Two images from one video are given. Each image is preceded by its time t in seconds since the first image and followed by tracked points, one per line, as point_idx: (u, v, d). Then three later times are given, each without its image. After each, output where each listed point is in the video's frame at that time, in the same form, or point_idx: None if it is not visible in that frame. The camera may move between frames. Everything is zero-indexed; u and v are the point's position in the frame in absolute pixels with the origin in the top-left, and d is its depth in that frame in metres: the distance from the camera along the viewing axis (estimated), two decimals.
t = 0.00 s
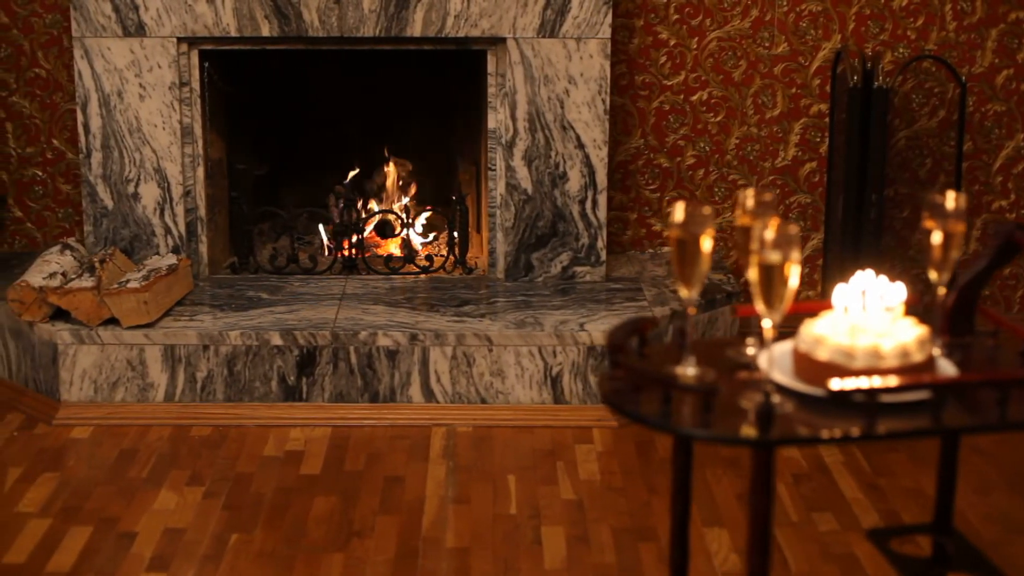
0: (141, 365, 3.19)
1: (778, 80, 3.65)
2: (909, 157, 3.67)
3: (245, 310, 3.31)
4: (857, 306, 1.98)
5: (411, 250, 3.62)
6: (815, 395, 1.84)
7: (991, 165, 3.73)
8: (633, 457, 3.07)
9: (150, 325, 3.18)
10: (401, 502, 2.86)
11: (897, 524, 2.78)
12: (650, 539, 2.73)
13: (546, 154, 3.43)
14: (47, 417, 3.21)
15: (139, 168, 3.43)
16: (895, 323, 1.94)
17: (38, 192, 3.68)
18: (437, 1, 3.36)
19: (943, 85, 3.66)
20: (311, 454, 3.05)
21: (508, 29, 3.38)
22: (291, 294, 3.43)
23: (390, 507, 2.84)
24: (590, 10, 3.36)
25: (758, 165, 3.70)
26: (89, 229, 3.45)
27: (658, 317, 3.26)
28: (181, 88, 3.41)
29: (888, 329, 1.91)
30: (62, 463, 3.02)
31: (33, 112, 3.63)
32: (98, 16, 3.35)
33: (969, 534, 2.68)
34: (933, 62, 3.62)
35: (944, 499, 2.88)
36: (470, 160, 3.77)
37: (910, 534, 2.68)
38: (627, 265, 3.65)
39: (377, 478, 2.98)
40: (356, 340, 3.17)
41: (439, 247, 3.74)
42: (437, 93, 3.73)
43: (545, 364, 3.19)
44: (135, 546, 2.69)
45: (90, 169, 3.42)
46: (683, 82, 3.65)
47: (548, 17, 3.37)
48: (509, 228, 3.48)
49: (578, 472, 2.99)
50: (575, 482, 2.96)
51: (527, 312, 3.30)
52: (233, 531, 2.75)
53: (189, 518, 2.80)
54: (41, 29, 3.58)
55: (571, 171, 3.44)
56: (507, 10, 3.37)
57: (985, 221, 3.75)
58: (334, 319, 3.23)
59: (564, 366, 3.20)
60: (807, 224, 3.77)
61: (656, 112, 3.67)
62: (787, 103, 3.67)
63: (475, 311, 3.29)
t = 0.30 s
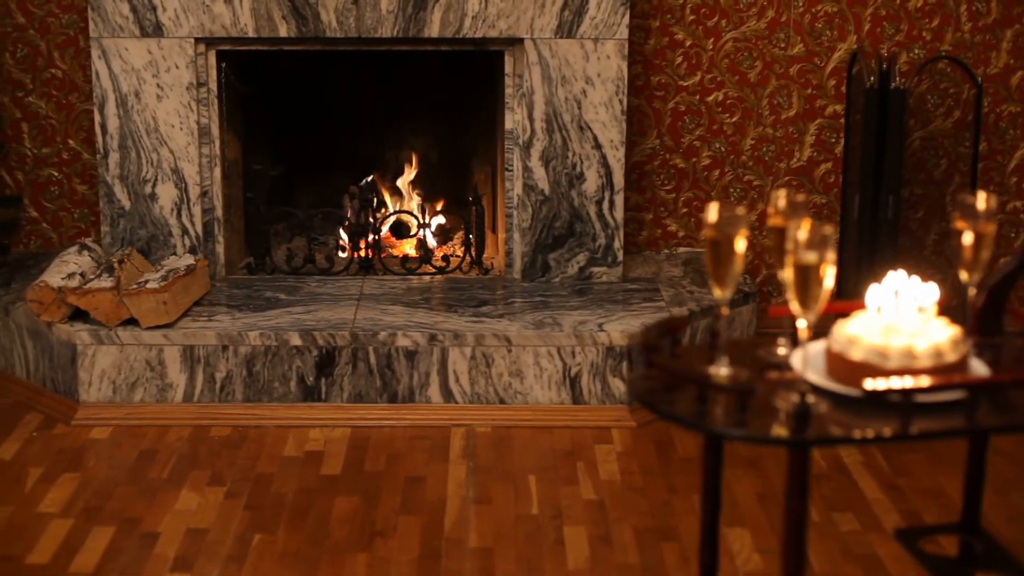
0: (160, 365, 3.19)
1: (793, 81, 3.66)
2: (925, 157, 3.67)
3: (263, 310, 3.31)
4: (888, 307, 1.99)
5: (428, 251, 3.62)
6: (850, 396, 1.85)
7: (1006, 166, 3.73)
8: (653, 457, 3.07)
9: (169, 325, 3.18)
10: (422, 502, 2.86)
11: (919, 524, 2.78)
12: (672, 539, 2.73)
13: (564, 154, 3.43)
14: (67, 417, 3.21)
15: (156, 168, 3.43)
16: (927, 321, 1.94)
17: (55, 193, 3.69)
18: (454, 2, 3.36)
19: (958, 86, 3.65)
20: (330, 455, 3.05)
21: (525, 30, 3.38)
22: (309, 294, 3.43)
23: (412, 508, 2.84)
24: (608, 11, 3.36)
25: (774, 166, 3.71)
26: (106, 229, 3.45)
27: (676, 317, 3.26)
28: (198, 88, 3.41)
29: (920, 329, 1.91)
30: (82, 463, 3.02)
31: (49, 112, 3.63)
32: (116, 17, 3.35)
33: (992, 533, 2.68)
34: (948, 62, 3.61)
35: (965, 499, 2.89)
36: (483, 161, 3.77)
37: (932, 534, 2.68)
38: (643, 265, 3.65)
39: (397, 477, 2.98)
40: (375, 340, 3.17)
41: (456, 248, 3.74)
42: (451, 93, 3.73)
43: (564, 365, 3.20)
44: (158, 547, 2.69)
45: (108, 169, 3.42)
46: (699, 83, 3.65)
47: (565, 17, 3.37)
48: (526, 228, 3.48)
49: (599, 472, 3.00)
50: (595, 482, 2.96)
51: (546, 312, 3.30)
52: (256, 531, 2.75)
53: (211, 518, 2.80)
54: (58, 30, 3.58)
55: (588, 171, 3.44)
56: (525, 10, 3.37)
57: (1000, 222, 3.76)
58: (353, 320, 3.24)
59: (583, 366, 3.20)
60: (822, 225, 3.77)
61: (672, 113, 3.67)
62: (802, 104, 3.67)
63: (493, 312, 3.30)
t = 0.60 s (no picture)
0: (177, 365, 3.19)
1: (807, 81, 3.66)
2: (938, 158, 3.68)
3: (279, 311, 3.31)
4: (917, 306, 1.99)
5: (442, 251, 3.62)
6: (882, 396, 1.85)
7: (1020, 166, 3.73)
8: (671, 457, 3.07)
9: (186, 325, 3.19)
10: (442, 502, 2.87)
11: (939, 524, 2.78)
12: (692, 539, 2.73)
13: (579, 155, 3.43)
14: (83, 417, 3.21)
15: (172, 168, 3.43)
16: (956, 319, 1.94)
17: (68, 193, 3.69)
18: (470, 2, 3.36)
19: (972, 87, 3.65)
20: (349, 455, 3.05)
21: (541, 30, 3.38)
22: (324, 294, 3.43)
23: (431, 507, 2.85)
24: (623, 11, 3.36)
25: (787, 166, 3.71)
26: (121, 229, 3.45)
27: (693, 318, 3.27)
28: (214, 88, 3.41)
29: (949, 328, 1.91)
30: (100, 463, 3.02)
31: (63, 112, 3.63)
32: (131, 17, 3.35)
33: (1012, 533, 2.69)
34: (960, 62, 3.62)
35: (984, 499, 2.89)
36: (497, 161, 3.77)
37: (952, 534, 2.69)
38: (658, 266, 3.66)
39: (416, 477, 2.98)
40: (392, 340, 3.17)
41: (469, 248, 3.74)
42: (465, 93, 3.73)
43: (580, 365, 3.20)
44: (179, 546, 2.69)
45: (123, 169, 3.42)
46: (713, 83, 3.66)
47: (581, 17, 3.37)
48: (541, 229, 3.48)
49: (617, 472, 3.00)
50: (613, 482, 2.96)
51: (562, 312, 3.31)
52: (276, 531, 2.75)
53: (231, 518, 2.80)
54: (72, 30, 3.58)
55: (603, 171, 3.44)
56: (541, 10, 3.37)
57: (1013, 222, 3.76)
58: (369, 320, 3.24)
59: (599, 366, 3.20)
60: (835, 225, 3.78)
61: (686, 112, 3.67)
62: (816, 104, 3.68)
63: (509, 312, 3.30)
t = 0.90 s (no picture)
0: (198, 365, 3.19)
1: (824, 82, 3.66)
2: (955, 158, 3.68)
3: (300, 311, 3.31)
4: (953, 306, 1.99)
5: (460, 251, 3.62)
6: (920, 396, 1.85)
7: None
8: (693, 456, 3.08)
9: (207, 326, 3.19)
10: (466, 502, 2.87)
11: (962, 524, 2.79)
12: (717, 539, 2.74)
13: (598, 155, 3.43)
14: (104, 417, 3.21)
15: (191, 168, 3.43)
16: (992, 318, 1.94)
17: (86, 193, 3.69)
18: (490, 2, 3.36)
19: (988, 87, 3.66)
20: (372, 455, 3.05)
21: (560, 31, 3.38)
22: (344, 294, 3.43)
23: (456, 507, 2.85)
24: (642, 11, 3.37)
25: (804, 166, 3.71)
26: (141, 230, 3.45)
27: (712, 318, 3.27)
28: (233, 89, 3.41)
29: (985, 327, 1.91)
30: (123, 463, 3.02)
31: (81, 112, 3.63)
32: (151, 17, 3.35)
33: None
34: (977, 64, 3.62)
35: (1007, 499, 2.89)
36: (513, 160, 3.78)
37: (977, 534, 2.69)
38: (675, 266, 3.66)
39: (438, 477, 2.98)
40: (413, 340, 3.17)
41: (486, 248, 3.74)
42: (481, 93, 3.73)
43: (601, 365, 3.20)
44: (205, 546, 2.69)
45: (142, 169, 3.42)
46: (730, 84, 3.66)
47: (600, 18, 3.38)
48: (560, 229, 3.48)
49: (639, 472, 3.00)
50: (637, 482, 2.97)
51: (582, 312, 3.31)
52: (301, 531, 2.75)
53: (255, 518, 2.80)
54: (89, 30, 3.58)
55: (621, 171, 3.45)
56: (560, 11, 3.37)
57: None
58: (390, 320, 3.24)
59: (620, 366, 3.20)
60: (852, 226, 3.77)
61: (703, 113, 3.68)
62: (833, 104, 3.68)
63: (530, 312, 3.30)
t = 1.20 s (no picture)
0: (218, 365, 3.19)
1: (840, 82, 3.67)
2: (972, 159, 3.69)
3: (319, 311, 3.31)
4: (987, 305, 1.99)
5: (477, 252, 3.62)
6: (957, 396, 1.86)
7: None
8: (714, 456, 3.08)
9: (227, 326, 3.18)
10: (489, 502, 2.87)
11: (985, 524, 2.79)
12: (741, 539, 2.74)
13: (616, 156, 3.44)
14: (124, 417, 3.21)
15: (209, 169, 3.43)
16: None
17: (102, 193, 3.68)
18: (508, 3, 3.36)
19: (1004, 87, 3.66)
20: (393, 455, 3.05)
21: (579, 32, 3.38)
22: (362, 294, 3.43)
23: (479, 507, 2.85)
24: (661, 13, 3.37)
25: (821, 166, 3.71)
26: (159, 230, 3.45)
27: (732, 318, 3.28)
28: (252, 89, 3.41)
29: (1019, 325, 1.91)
30: (144, 464, 3.02)
31: (98, 112, 3.63)
32: (170, 17, 3.35)
33: None
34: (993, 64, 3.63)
35: None
36: (528, 161, 3.78)
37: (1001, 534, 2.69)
38: (692, 266, 3.66)
39: (461, 477, 2.98)
40: (433, 340, 3.17)
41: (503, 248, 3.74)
42: (497, 94, 3.73)
43: (621, 365, 3.21)
44: (229, 546, 2.69)
45: (161, 170, 3.42)
46: (747, 84, 3.66)
47: (619, 18, 3.38)
48: (578, 229, 3.49)
49: (661, 472, 3.01)
50: (659, 481, 2.97)
51: (602, 312, 3.31)
52: (325, 531, 2.75)
53: (279, 518, 2.81)
54: (107, 30, 3.58)
55: (640, 172, 3.45)
56: (579, 11, 3.37)
57: None
58: (410, 320, 3.24)
59: (640, 366, 3.21)
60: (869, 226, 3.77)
61: (720, 113, 3.68)
62: (849, 105, 3.68)
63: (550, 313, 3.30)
